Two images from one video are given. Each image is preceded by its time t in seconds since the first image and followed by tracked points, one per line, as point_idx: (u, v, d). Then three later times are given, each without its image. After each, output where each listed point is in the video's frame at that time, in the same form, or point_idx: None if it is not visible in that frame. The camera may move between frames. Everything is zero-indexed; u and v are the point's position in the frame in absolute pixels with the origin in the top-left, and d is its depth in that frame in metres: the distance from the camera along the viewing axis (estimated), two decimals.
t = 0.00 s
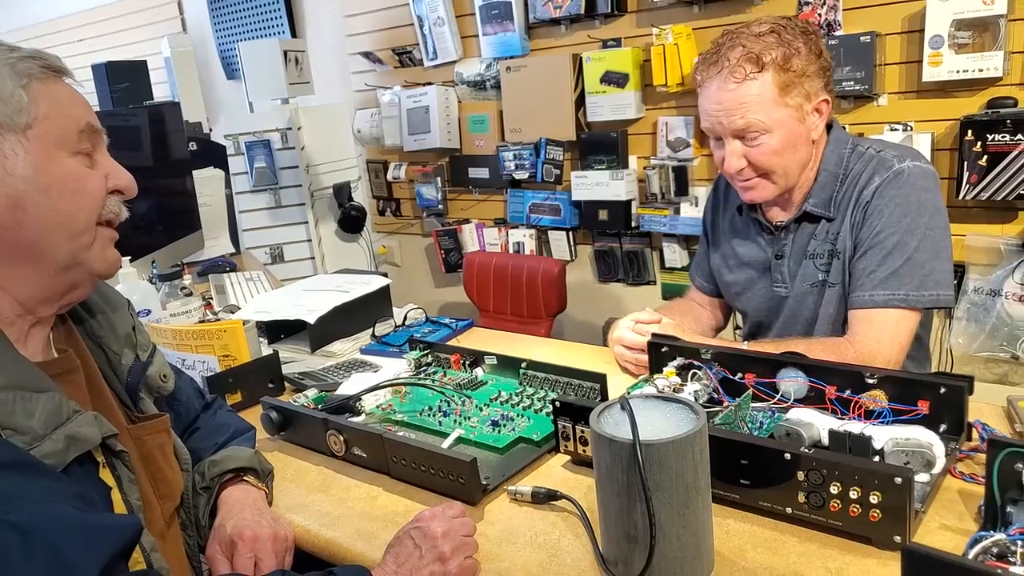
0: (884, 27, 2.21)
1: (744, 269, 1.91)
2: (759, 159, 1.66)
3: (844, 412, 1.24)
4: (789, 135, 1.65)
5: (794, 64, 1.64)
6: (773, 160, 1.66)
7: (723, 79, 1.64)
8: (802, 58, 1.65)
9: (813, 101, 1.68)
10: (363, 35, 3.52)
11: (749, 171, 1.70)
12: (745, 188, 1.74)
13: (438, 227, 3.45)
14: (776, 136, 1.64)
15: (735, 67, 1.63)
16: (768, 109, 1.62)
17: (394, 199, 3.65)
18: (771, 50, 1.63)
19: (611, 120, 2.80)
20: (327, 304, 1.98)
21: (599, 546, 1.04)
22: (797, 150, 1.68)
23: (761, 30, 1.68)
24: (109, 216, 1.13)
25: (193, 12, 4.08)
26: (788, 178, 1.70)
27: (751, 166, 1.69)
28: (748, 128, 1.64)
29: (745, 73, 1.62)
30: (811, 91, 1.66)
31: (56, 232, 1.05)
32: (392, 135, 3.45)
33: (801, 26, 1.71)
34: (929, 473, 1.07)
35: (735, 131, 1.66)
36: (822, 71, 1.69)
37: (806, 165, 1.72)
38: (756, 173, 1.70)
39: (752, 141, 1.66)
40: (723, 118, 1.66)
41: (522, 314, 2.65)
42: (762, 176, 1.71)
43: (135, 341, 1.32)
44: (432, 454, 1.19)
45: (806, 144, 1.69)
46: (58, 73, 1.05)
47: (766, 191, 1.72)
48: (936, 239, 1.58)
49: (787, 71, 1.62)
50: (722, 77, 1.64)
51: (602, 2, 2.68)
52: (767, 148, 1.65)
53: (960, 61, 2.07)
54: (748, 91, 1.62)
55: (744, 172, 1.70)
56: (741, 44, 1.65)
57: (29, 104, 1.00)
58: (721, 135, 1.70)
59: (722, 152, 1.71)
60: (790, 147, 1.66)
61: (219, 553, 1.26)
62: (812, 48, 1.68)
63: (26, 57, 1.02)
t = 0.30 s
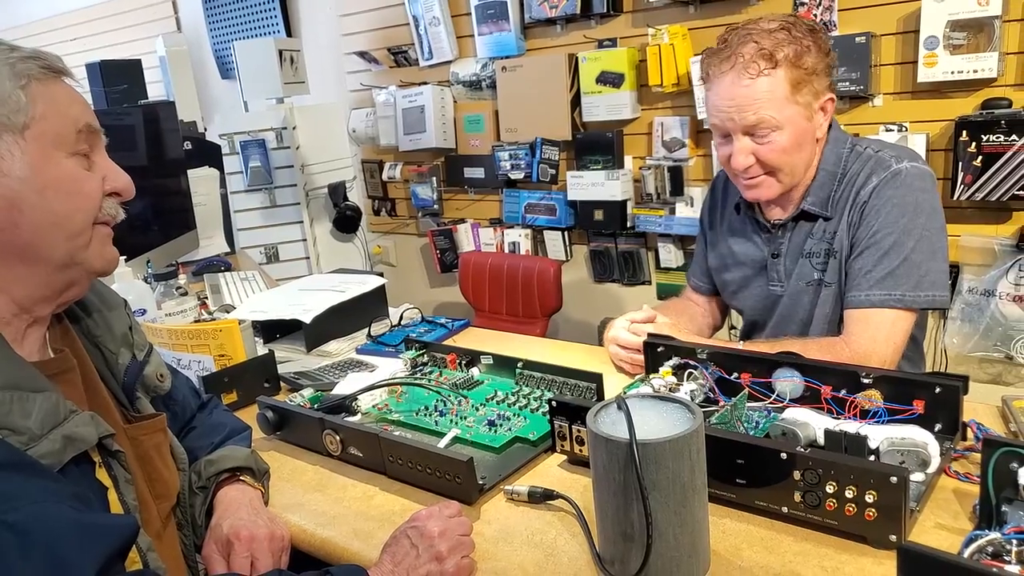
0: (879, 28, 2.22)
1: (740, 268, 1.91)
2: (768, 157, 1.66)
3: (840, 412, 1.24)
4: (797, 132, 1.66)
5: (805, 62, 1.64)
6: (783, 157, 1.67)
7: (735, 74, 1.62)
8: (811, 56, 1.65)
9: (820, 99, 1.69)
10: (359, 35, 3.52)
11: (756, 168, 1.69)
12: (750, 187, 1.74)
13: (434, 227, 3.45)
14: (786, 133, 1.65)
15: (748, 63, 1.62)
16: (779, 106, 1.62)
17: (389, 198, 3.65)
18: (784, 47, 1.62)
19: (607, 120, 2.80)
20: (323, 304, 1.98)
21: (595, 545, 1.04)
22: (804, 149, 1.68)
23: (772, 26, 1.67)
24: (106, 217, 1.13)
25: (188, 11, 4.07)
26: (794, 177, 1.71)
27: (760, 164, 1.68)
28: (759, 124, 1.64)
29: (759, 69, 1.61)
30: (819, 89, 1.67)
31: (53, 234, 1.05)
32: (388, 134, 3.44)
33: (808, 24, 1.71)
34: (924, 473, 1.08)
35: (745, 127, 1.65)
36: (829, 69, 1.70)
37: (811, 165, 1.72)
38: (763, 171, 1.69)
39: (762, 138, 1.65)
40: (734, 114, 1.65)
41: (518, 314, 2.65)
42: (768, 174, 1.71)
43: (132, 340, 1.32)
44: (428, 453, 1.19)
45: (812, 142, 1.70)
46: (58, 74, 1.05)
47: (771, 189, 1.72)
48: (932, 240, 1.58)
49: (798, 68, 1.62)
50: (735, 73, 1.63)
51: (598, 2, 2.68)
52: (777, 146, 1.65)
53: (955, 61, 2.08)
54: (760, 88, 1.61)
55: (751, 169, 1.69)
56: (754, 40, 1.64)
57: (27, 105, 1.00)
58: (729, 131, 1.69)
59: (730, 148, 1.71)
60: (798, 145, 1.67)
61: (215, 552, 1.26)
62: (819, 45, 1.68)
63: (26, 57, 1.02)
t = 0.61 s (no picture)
0: (877, 28, 2.22)
1: (745, 268, 1.90)
2: (772, 161, 1.65)
3: (838, 411, 1.25)
4: (804, 138, 1.64)
5: (818, 68, 1.62)
6: (787, 163, 1.66)
7: (744, 74, 1.61)
8: (825, 61, 1.64)
9: (831, 106, 1.67)
10: (356, 34, 3.51)
11: (760, 172, 1.68)
12: (754, 191, 1.73)
13: (431, 226, 3.44)
14: (792, 139, 1.64)
15: (759, 65, 1.61)
16: (787, 111, 1.61)
17: (387, 198, 3.64)
18: (797, 51, 1.61)
19: (604, 120, 2.81)
20: (321, 303, 1.97)
21: (594, 544, 1.04)
22: (810, 155, 1.67)
23: (787, 28, 1.65)
24: (110, 221, 1.13)
25: (185, 10, 4.06)
26: (797, 183, 1.70)
27: (763, 167, 1.67)
28: (764, 128, 1.63)
29: (769, 72, 1.59)
30: (830, 96, 1.66)
31: (56, 238, 1.05)
32: (385, 134, 3.44)
33: (825, 27, 1.69)
34: (923, 472, 1.08)
35: (751, 129, 1.64)
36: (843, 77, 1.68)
37: (816, 170, 1.71)
38: (766, 174, 1.68)
39: (767, 141, 1.64)
40: (740, 115, 1.63)
41: (515, 313, 2.65)
42: (770, 179, 1.70)
43: (132, 341, 1.31)
44: (427, 452, 1.19)
45: (819, 149, 1.68)
46: (67, 80, 1.05)
47: (774, 195, 1.72)
48: (936, 241, 1.58)
49: (811, 74, 1.61)
50: (745, 73, 1.61)
51: (596, 2, 2.68)
52: (781, 151, 1.64)
53: (952, 61, 2.08)
54: (768, 91, 1.59)
55: (754, 172, 1.68)
56: (767, 41, 1.62)
57: (35, 110, 1.00)
58: (735, 132, 1.68)
59: (734, 148, 1.69)
60: (804, 151, 1.66)
61: (214, 551, 1.25)
62: (835, 51, 1.66)
63: (37, 61, 1.01)
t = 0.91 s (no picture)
0: (874, 27, 2.23)
1: (743, 269, 1.88)
2: (757, 149, 1.66)
3: (837, 410, 1.25)
4: (791, 130, 1.65)
5: (813, 60, 1.63)
6: (772, 154, 1.66)
7: (738, 60, 1.63)
8: (822, 56, 1.64)
9: (825, 103, 1.67)
10: (354, 33, 3.51)
11: (745, 160, 1.69)
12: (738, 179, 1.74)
13: (430, 226, 3.44)
14: (778, 128, 1.64)
15: (753, 50, 1.63)
16: (776, 99, 1.62)
17: (386, 197, 3.64)
18: (793, 42, 1.62)
19: (602, 119, 2.81)
20: (319, 303, 1.97)
21: (593, 544, 1.03)
22: (798, 149, 1.67)
23: (789, 19, 1.66)
24: (108, 219, 1.12)
25: (183, 9, 4.06)
26: (781, 176, 1.70)
27: (748, 155, 1.68)
28: (751, 114, 1.64)
29: (761, 57, 1.61)
30: (824, 91, 1.65)
31: (53, 237, 1.04)
32: (383, 133, 3.44)
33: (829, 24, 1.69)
34: (922, 471, 1.08)
35: (738, 114, 1.66)
36: (840, 74, 1.68)
37: (806, 167, 1.71)
38: (751, 163, 1.69)
39: (753, 128, 1.66)
40: (729, 99, 1.65)
41: (513, 313, 2.65)
42: (755, 170, 1.70)
43: (132, 339, 1.31)
44: (425, 451, 1.19)
45: (809, 144, 1.68)
46: (64, 78, 1.05)
47: (756, 186, 1.72)
48: (937, 240, 1.59)
49: (803, 65, 1.62)
50: (739, 57, 1.64)
51: (594, 1, 2.68)
52: (766, 139, 1.65)
53: (951, 60, 2.08)
54: (759, 77, 1.61)
55: (739, 159, 1.69)
56: (764, 29, 1.64)
57: (32, 108, 0.99)
58: (724, 116, 1.70)
59: (723, 133, 1.71)
60: (791, 144, 1.66)
61: (213, 549, 1.25)
62: (836, 49, 1.67)
63: (33, 59, 1.01)
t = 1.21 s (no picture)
0: (873, 26, 2.22)
1: (735, 268, 1.88)
2: (738, 151, 1.67)
3: (835, 409, 1.24)
4: (772, 132, 1.64)
5: (791, 62, 1.62)
6: (753, 155, 1.67)
7: (717, 63, 1.64)
8: (802, 56, 1.63)
9: (806, 103, 1.66)
10: (352, 33, 3.51)
11: (727, 160, 1.71)
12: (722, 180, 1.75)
13: (428, 226, 3.44)
14: (758, 130, 1.64)
15: (730, 53, 1.63)
16: (754, 101, 1.62)
17: (384, 197, 3.64)
18: (771, 44, 1.61)
19: (601, 118, 2.81)
20: (317, 302, 1.96)
21: (591, 543, 1.03)
22: (780, 149, 1.67)
23: (771, 20, 1.66)
24: (110, 218, 1.12)
25: (181, 9, 4.05)
26: (765, 177, 1.70)
27: (729, 156, 1.70)
28: (730, 116, 1.65)
29: (738, 60, 1.61)
30: (805, 92, 1.64)
31: (55, 237, 1.04)
32: (381, 134, 3.43)
33: (814, 25, 1.68)
34: (920, 470, 1.08)
35: (718, 116, 1.67)
36: (823, 74, 1.67)
37: (791, 166, 1.71)
38: (732, 164, 1.71)
39: (734, 130, 1.66)
40: (711, 101, 1.66)
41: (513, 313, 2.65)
42: (737, 170, 1.71)
43: (135, 338, 1.31)
44: (424, 451, 1.19)
45: (792, 145, 1.67)
46: (64, 77, 1.04)
47: (741, 186, 1.73)
48: (928, 239, 1.59)
49: (781, 68, 1.61)
50: (717, 60, 1.65)
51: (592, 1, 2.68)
52: (746, 141, 1.66)
53: (950, 59, 2.08)
54: (737, 79, 1.62)
55: (721, 159, 1.71)
56: (743, 31, 1.64)
57: (32, 107, 0.99)
58: (706, 117, 1.71)
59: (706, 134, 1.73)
60: (772, 145, 1.66)
61: (211, 549, 1.25)
62: (816, 50, 1.65)
63: (33, 58, 1.01)
